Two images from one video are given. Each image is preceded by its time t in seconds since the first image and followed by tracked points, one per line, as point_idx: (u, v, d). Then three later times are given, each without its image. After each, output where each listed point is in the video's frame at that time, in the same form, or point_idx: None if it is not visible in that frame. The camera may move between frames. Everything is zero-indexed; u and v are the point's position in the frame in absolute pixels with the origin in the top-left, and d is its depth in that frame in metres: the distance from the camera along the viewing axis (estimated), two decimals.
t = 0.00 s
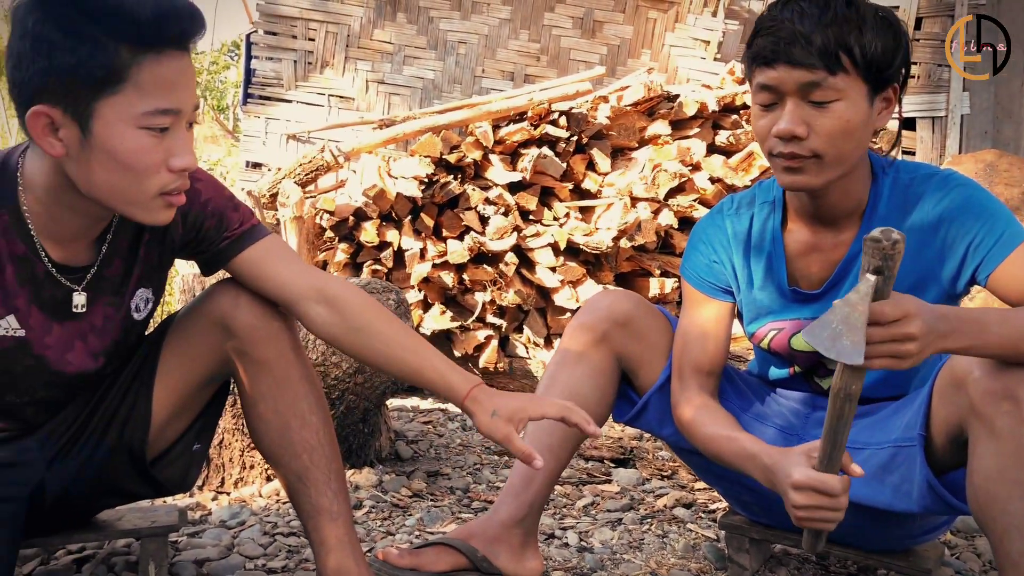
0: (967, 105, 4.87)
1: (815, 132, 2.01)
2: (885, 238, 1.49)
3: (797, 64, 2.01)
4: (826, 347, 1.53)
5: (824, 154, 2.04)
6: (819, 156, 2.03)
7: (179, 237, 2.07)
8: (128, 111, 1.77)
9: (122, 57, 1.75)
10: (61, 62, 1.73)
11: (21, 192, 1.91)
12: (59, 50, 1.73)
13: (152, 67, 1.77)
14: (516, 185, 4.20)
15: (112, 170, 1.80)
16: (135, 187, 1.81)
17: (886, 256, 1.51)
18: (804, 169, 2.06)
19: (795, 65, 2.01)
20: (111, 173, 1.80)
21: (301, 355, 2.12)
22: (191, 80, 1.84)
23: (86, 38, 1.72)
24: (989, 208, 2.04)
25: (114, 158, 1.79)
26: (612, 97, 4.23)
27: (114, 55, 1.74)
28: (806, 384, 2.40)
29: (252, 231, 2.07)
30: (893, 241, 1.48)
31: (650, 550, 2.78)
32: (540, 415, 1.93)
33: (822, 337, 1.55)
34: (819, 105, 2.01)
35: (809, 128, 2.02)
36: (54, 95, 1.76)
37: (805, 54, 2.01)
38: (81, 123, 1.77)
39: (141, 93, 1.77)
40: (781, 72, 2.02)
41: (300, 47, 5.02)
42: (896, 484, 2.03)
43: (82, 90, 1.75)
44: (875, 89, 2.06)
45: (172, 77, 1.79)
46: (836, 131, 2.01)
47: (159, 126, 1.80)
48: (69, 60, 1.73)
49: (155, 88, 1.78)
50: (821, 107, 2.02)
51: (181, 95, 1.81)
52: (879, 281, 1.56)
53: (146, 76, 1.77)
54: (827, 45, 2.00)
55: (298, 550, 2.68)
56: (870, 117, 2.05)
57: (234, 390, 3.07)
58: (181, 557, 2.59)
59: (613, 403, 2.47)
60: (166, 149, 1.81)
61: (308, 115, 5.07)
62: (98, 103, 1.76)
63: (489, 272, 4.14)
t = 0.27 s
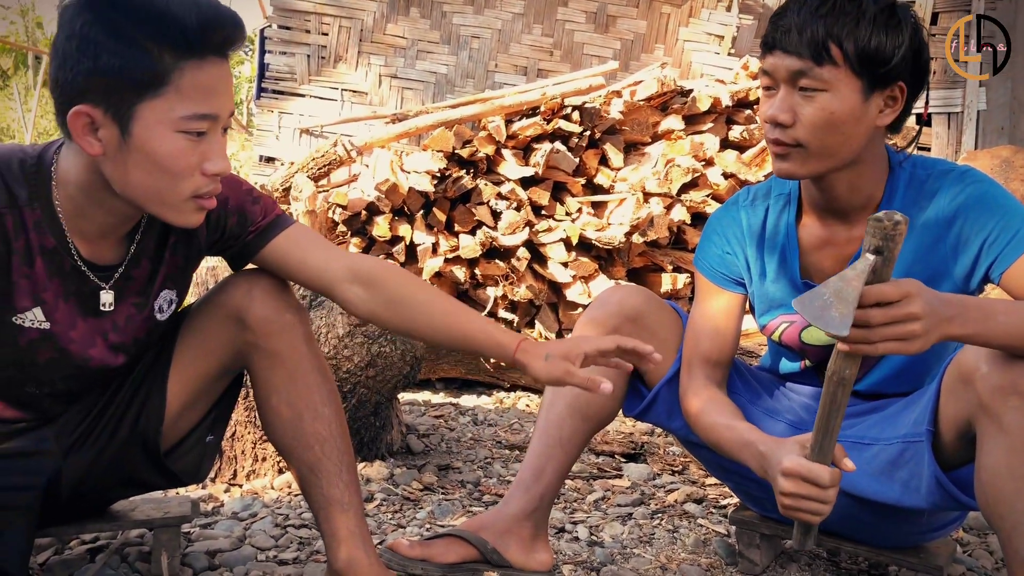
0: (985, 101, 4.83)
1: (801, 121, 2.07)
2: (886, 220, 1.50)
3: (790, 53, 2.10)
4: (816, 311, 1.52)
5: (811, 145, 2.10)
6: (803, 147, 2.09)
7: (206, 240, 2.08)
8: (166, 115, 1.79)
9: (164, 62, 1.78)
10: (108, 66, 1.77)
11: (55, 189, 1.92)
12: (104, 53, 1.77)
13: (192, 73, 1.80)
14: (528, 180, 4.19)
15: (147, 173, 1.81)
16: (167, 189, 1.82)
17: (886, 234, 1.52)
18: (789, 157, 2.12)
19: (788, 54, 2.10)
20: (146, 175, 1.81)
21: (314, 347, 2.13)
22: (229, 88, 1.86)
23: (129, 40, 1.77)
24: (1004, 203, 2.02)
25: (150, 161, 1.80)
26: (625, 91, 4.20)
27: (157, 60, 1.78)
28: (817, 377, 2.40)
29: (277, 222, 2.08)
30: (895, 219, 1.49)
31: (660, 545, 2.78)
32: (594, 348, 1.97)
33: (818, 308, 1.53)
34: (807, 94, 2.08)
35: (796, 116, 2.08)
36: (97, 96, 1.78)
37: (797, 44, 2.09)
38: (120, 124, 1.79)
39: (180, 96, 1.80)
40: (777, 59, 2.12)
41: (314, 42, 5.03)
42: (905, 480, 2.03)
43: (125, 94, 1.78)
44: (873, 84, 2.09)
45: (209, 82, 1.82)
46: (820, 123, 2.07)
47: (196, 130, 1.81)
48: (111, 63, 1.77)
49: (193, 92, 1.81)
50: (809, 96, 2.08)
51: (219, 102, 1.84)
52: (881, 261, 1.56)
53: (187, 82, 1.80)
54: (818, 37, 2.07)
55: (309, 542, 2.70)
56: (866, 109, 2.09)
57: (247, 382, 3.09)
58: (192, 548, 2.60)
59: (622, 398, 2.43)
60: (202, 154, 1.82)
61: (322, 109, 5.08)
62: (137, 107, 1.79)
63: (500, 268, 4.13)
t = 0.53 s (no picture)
0: (992, 97, 4.82)
1: (811, 116, 2.07)
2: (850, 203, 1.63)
3: (800, 48, 2.10)
4: (773, 283, 1.76)
5: (820, 140, 2.10)
6: (813, 142, 2.10)
7: (221, 248, 2.07)
8: (183, 126, 1.79)
9: (181, 72, 1.77)
10: (126, 74, 1.76)
11: (74, 190, 1.91)
12: (122, 63, 1.76)
13: (210, 83, 1.79)
14: (534, 176, 4.19)
15: (165, 183, 1.81)
16: (185, 198, 1.82)
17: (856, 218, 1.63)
18: (799, 152, 2.12)
19: (799, 49, 2.09)
20: (164, 185, 1.81)
21: (320, 341, 2.14)
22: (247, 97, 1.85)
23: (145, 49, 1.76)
24: (1014, 201, 2.02)
25: (166, 171, 1.80)
26: (631, 87, 4.21)
27: (174, 72, 1.76)
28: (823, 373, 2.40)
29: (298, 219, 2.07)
30: (863, 203, 1.61)
31: (665, 541, 2.78)
32: (639, 309, 2.00)
33: (776, 278, 1.75)
34: (818, 89, 2.08)
35: (805, 112, 2.08)
36: (113, 105, 1.78)
37: (809, 38, 2.08)
38: (138, 135, 1.79)
39: (196, 107, 1.79)
40: (788, 55, 2.12)
41: (320, 36, 5.03)
42: (909, 477, 2.04)
43: (143, 107, 1.77)
44: (883, 79, 2.09)
45: (229, 92, 1.81)
46: (830, 117, 2.07)
47: (213, 141, 1.81)
48: (129, 75, 1.76)
49: (210, 103, 1.79)
50: (820, 91, 2.08)
51: (238, 112, 1.83)
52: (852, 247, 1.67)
53: (204, 92, 1.79)
54: (829, 31, 2.07)
55: (314, 536, 2.71)
56: (877, 105, 2.09)
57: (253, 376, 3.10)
58: (198, 541, 2.61)
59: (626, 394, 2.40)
60: (219, 164, 1.82)
61: (329, 104, 5.08)
62: (155, 118, 1.78)
63: (506, 263, 4.13)
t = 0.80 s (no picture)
0: (998, 95, 4.81)
1: (830, 111, 2.07)
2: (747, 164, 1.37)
3: (822, 41, 2.09)
4: (643, 251, 1.38)
5: (838, 136, 2.09)
6: (830, 136, 2.09)
7: (227, 248, 2.07)
8: (184, 128, 1.77)
9: (183, 72, 1.75)
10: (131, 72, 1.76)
11: (79, 188, 1.91)
12: (127, 63, 1.76)
13: (211, 83, 1.77)
14: (538, 171, 4.18)
15: (166, 184, 1.79)
16: (185, 201, 1.80)
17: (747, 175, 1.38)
18: (816, 147, 2.12)
19: (821, 42, 2.09)
20: (165, 188, 1.80)
21: (325, 335, 2.14)
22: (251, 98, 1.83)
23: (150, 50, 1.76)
24: None
25: (167, 172, 1.78)
26: (636, 83, 4.21)
27: (177, 72, 1.75)
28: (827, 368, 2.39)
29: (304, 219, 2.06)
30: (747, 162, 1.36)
31: (668, 537, 2.77)
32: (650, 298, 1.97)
33: (654, 245, 1.40)
34: (839, 84, 2.08)
35: (824, 107, 2.08)
36: (114, 105, 1.78)
37: (831, 33, 2.08)
38: (140, 136, 1.78)
39: (198, 108, 1.77)
40: (811, 46, 2.10)
41: (325, 32, 5.03)
42: (915, 473, 2.03)
43: (144, 105, 1.76)
44: (904, 77, 2.09)
45: (231, 92, 1.79)
46: (848, 114, 2.06)
47: (215, 142, 1.79)
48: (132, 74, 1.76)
49: (212, 103, 1.78)
50: (840, 86, 2.08)
51: (241, 112, 1.81)
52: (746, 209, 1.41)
53: (206, 93, 1.77)
54: (852, 26, 2.06)
55: (317, 531, 2.71)
56: (896, 102, 2.09)
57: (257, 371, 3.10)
58: (201, 535, 2.61)
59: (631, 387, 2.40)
60: (222, 164, 1.80)
61: (334, 99, 5.08)
62: (155, 119, 1.77)
63: (510, 259, 4.12)
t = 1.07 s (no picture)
0: (1004, 94, 4.85)
1: (846, 113, 2.07)
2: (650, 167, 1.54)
3: (840, 42, 2.09)
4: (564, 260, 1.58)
5: (853, 139, 2.09)
6: (846, 139, 2.09)
7: (224, 243, 2.07)
8: (171, 124, 1.74)
9: (166, 66, 1.71)
10: (115, 69, 1.70)
11: (73, 186, 1.89)
12: (112, 61, 1.70)
13: (195, 78, 1.73)
14: (543, 171, 4.19)
15: (152, 180, 1.77)
16: (172, 197, 1.78)
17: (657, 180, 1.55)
18: (831, 149, 2.12)
19: (838, 43, 2.09)
20: (151, 184, 1.77)
21: (332, 335, 2.14)
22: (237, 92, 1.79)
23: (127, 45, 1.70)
24: None
25: (154, 169, 1.75)
26: (641, 82, 4.21)
27: (158, 67, 1.71)
28: (834, 368, 2.39)
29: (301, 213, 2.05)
30: (649, 171, 1.53)
31: (673, 537, 2.77)
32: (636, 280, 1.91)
33: (574, 252, 1.60)
34: (855, 86, 2.08)
35: (841, 109, 2.08)
36: (95, 103, 1.73)
37: (850, 34, 2.08)
38: (124, 132, 1.74)
39: (184, 105, 1.74)
40: (829, 48, 2.11)
41: (329, 31, 5.03)
42: (921, 473, 2.03)
43: (125, 102, 1.72)
44: (922, 80, 2.08)
45: (215, 88, 1.75)
46: (866, 116, 2.06)
47: (202, 138, 1.76)
48: (119, 70, 1.70)
49: (198, 98, 1.74)
50: (857, 88, 2.08)
51: (227, 107, 1.77)
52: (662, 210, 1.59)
53: (189, 89, 1.73)
54: (871, 28, 2.06)
55: (322, 531, 2.71)
56: (913, 106, 2.08)
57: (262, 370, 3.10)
58: (206, 535, 2.61)
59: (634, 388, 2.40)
60: (208, 159, 1.77)
61: (338, 99, 5.08)
62: (140, 115, 1.73)
63: (514, 258, 4.15)
